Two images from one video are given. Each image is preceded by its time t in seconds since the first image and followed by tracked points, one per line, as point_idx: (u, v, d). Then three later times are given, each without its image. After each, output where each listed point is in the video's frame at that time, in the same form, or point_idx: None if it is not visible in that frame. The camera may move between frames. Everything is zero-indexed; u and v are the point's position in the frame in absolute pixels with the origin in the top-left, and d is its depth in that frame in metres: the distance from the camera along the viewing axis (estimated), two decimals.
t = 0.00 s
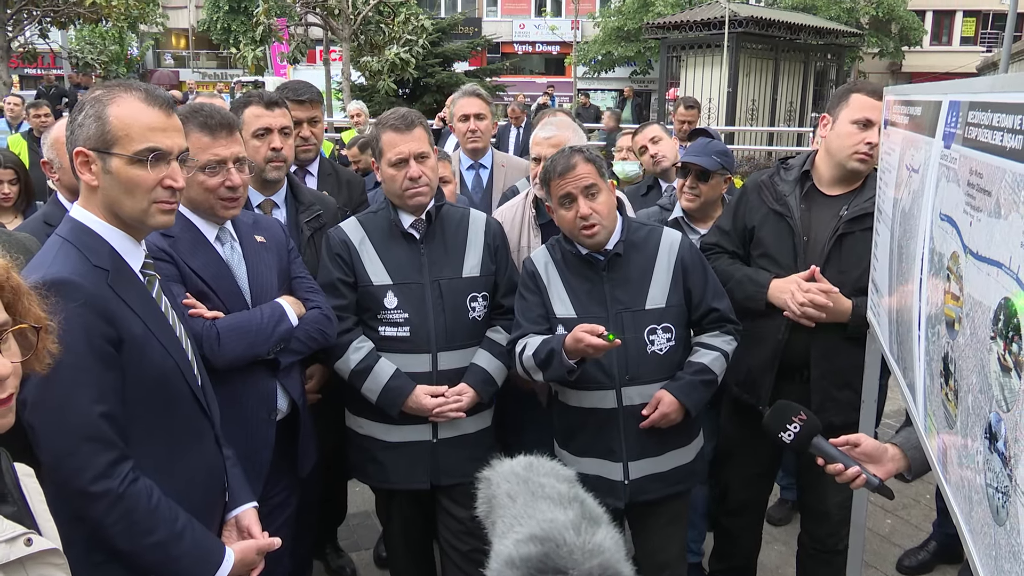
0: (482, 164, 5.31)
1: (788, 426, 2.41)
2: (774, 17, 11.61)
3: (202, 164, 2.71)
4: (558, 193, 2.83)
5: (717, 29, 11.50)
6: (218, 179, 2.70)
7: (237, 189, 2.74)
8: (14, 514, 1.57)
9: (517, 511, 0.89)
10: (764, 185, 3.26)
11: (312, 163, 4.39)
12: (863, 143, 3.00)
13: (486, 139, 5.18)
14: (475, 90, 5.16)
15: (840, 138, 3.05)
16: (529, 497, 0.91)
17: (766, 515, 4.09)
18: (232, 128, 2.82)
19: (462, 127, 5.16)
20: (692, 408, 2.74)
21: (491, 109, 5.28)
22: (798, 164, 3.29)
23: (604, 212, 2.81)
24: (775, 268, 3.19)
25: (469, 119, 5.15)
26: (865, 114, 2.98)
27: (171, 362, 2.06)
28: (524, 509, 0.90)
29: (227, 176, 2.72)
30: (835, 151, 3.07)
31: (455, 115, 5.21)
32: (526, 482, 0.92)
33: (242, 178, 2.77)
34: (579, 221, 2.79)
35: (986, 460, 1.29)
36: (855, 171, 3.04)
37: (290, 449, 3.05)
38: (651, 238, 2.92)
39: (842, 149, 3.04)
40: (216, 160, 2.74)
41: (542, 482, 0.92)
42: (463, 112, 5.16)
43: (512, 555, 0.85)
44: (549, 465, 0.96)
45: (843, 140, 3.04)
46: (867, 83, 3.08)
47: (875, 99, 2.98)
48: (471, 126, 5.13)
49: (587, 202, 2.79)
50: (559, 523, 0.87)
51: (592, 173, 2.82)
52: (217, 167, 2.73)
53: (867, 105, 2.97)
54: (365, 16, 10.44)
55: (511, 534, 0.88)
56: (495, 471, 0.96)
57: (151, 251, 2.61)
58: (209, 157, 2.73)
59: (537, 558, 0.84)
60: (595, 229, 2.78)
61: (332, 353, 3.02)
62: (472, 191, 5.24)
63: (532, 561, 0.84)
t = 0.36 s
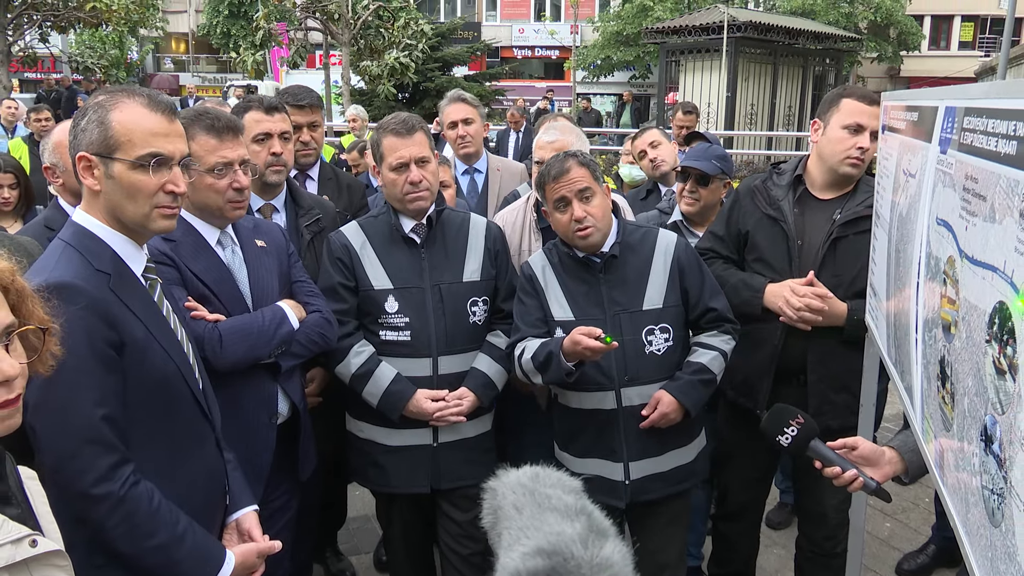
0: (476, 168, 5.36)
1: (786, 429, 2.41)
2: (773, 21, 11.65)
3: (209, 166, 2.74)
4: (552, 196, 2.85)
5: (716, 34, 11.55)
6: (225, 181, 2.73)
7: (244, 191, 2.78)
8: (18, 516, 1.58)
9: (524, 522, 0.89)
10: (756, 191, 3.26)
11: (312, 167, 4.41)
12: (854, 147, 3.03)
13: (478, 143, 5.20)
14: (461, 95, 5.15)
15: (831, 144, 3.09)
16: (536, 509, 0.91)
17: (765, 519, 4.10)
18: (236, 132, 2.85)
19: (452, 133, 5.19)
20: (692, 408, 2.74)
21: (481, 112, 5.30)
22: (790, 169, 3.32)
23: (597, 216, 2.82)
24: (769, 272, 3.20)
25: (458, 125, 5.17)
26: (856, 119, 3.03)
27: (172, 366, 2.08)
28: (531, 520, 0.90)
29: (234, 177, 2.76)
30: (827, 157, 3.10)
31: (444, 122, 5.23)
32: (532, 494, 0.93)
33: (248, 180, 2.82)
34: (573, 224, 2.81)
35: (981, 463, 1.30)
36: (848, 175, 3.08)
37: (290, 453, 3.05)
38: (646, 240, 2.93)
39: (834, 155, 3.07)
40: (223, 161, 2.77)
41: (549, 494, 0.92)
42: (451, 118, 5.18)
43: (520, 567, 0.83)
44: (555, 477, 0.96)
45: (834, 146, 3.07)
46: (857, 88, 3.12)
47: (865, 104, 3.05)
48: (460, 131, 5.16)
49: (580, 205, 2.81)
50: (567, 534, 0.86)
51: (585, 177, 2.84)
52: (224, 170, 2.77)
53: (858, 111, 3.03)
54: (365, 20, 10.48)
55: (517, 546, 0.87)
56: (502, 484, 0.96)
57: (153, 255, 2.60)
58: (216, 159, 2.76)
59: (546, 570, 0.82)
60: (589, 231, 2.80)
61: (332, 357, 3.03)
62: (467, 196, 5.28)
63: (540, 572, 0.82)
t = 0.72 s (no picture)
0: (475, 173, 5.35)
1: (787, 430, 2.40)
2: (773, 25, 11.69)
3: (226, 172, 2.73)
4: (548, 197, 2.87)
5: (715, 38, 11.59)
6: (240, 186, 2.75)
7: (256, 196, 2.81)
8: (19, 519, 1.59)
9: (502, 553, 0.73)
10: (748, 196, 3.27)
11: (311, 172, 4.42)
12: (845, 150, 3.05)
13: (474, 148, 5.20)
14: (457, 100, 5.15)
15: (821, 148, 3.10)
16: (515, 538, 0.74)
17: (765, 522, 4.10)
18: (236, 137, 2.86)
19: (449, 139, 5.22)
20: (690, 412, 2.75)
21: (477, 118, 5.32)
22: (781, 173, 3.32)
23: (589, 224, 2.81)
24: (762, 277, 3.21)
25: (453, 131, 5.20)
26: (844, 122, 3.06)
27: (173, 369, 2.08)
28: (514, 553, 0.73)
29: (248, 183, 2.77)
30: (818, 160, 3.11)
31: (441, 127, 5.26)
32: (513, 520, 0.75)
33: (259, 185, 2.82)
34: (563, 227, 2.83)
35: (977, 465, 1.31)
36: (838, 179, 3.09)
37: (291, 457, 3.06)
38: (645, 244, 2.95)
39: (824, 158, 3.09)
40: (239, 167, 2.77)
41: (528, 520, 0.74)
42: (447, 124, 5.21)
43: None
44: (542, 498, 0.78)
45: (824, 149, 3.09)
46: (845, 93, 3.17)
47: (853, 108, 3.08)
48: (458, 137, 5.18)
49: (573, 210, 2.81)
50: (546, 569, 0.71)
51: (582, 183, 2.83)
52: (240, 175, 2.77)
53: (847, 114, 3.06)
54: (365, 25, 10.51)
55: None
56: (480, 506, 0.77)
57: (153, 260, 2.63)
58: (232, 165, 2.75)
59: None
60: (579, 237, 2.81)
61: (332, 362, 3.04)
62: (465, 201, 5.27)
63: None
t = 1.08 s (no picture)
0: (476, 176, 5.35)
1: (794, 433, 2.39)
2: (772, 28, 11.70)
3: (235, 179, 2.72)
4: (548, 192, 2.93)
5: (715, 41, 11.62)
6: (247, 192, 2.75)
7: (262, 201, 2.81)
8: (19, 522, 1.60)
9: None
10: (745, 199, 3.27)
11: (310, 174, 4.42)
12: (841, 149, 3.06)
13: (476, 151, 5.22)
14: (460, 103, 5.17)
15: (817, 149, 3.11)
16: (535, 566, 0.76)
17: (765, 525, 4.10)
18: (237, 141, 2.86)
19: (450, 140, 5.21)
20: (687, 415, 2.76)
21: (478, 119, 5.32)
22: (778, 176, 3.32)
23: (570, 228, 2.84)
24: (758, 280, 3.22)
25: (456, 133, 5.20)
26: (840, 124, 3.08)
27: (174, 372, 2.08)
28: None
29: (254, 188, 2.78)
30: (814, 160, 3.12)
31: (443, 129, 5.26)
32: (533, 546, 0.77)
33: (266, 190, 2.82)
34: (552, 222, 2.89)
35: (976, 467, 1.31)
36: (835, 181, 3.10)
37: (290, 460, 3.06)
38: (649, 248, 2.94)
39: (821, 160, 3.10)
40: (248, 173, 2.76)
41: (550, 546, 0.77)
42: (450, 126, 5.21)
43: None
44: (560, 522, 0.80)
45: (820, 152, 3.10)
46: (841, 94, 3.17)
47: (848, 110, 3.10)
48: (459, 139, 5.18)
49: (562, 210, 2.86)
50: None
51: (573, 185, 2.83)
52: (248, 181, 2.76)
53: (842, 116, 3.08)
54: (365, 28, 10.53)
55: None
56: (496, 529, 0.79)
57: (153, 263, 2.64)
58: (241, 171, 2.74)
59: None
60: (562, 237, 2.87)
61: (332, 365, 3.04)
62: (466, 204, 5.26)
63: None
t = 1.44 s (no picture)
0: (476, 175, 5.34)
1: (794, 434, 2.38)
2: (772, 27, 11.68)
3: (232, 178, 2.70)
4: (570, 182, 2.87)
5: (714, 40, 11.60)
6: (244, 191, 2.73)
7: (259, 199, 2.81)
8: (15, 523, 1.58)
9: None
10: (746, 199, 3.26)
11: (310, 174, 4.40)
12: (838, 148, 3.05)
13: (478, 150, 5.21)
14: (462, 101, 5.14)
15: (813, 150, 3.11)
16: (568, 559, 0.74)
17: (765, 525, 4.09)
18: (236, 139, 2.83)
19: (451, 139, 5.20)
20: (659, 397, 2.61)
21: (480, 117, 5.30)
22: (779, 175, 3.31)
23: (585, 219, 2.78)
24: (759, 279, 3.20)
25: (457, 132, 5.18)
26: (834, 124, 3.06)
27: (172, 372, 2.07)
28: (564, 573, 0.73)
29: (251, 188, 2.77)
30: (811, 159, 3.11)
31: (444, 128, 5.23)
32: (565, 539, 0.75)
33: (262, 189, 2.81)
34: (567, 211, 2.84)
35: (980, 469, 1.30)
36: (832, 181, 3.08)
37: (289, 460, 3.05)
38: (658, 253, 2.87)
39: (816, 161, 3.09)
40: (244, 171, 2.75)
41: (582, 540, 0.74)
42: (451, 125, 5.18)
43: None
44: (589, 517, 0.78)
45: (816, 152, 3.09)
46: (838, 93, 3.16)
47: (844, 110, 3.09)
48: (460, 138, 5.16)
49: (579, 199, 2.80)
50: None
51: (594, 178, 2.77)
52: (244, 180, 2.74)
53: (836, 116, 3.07)
54: (364, 27, 10.51)
55: None
56: (526, 522, 0.77)
57: (152, 262, 2.61)
58: (237, 170, 2.72)
59: None
60: (573, 226, 2.81)
61: (330, 364, 3.02)
62: (467, 202, 5.25)
63: None
